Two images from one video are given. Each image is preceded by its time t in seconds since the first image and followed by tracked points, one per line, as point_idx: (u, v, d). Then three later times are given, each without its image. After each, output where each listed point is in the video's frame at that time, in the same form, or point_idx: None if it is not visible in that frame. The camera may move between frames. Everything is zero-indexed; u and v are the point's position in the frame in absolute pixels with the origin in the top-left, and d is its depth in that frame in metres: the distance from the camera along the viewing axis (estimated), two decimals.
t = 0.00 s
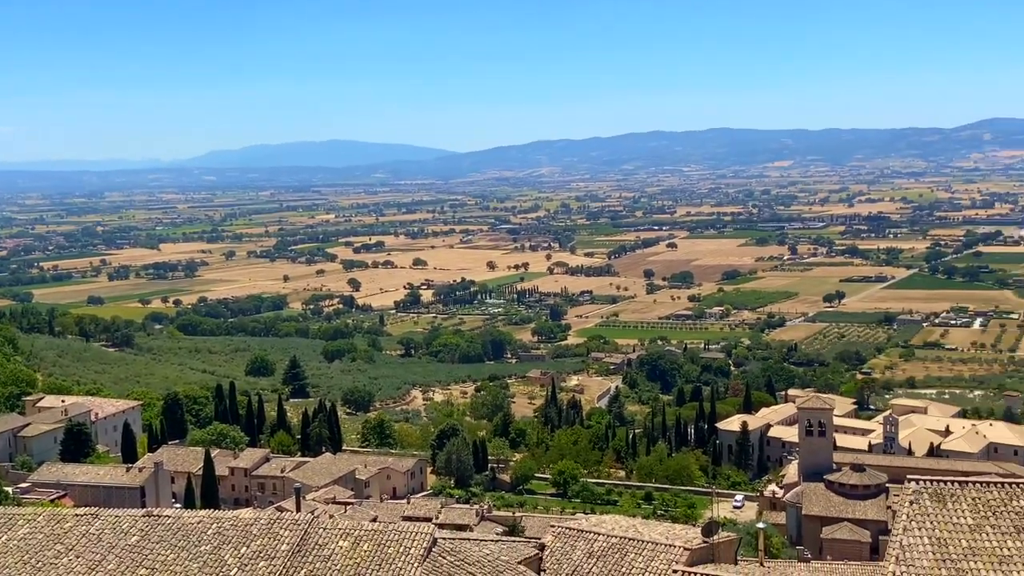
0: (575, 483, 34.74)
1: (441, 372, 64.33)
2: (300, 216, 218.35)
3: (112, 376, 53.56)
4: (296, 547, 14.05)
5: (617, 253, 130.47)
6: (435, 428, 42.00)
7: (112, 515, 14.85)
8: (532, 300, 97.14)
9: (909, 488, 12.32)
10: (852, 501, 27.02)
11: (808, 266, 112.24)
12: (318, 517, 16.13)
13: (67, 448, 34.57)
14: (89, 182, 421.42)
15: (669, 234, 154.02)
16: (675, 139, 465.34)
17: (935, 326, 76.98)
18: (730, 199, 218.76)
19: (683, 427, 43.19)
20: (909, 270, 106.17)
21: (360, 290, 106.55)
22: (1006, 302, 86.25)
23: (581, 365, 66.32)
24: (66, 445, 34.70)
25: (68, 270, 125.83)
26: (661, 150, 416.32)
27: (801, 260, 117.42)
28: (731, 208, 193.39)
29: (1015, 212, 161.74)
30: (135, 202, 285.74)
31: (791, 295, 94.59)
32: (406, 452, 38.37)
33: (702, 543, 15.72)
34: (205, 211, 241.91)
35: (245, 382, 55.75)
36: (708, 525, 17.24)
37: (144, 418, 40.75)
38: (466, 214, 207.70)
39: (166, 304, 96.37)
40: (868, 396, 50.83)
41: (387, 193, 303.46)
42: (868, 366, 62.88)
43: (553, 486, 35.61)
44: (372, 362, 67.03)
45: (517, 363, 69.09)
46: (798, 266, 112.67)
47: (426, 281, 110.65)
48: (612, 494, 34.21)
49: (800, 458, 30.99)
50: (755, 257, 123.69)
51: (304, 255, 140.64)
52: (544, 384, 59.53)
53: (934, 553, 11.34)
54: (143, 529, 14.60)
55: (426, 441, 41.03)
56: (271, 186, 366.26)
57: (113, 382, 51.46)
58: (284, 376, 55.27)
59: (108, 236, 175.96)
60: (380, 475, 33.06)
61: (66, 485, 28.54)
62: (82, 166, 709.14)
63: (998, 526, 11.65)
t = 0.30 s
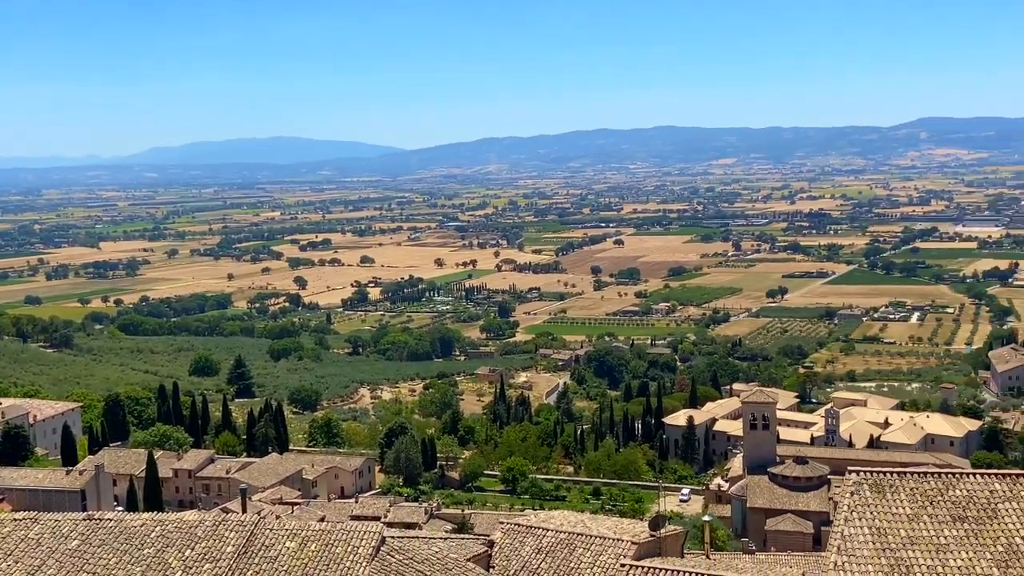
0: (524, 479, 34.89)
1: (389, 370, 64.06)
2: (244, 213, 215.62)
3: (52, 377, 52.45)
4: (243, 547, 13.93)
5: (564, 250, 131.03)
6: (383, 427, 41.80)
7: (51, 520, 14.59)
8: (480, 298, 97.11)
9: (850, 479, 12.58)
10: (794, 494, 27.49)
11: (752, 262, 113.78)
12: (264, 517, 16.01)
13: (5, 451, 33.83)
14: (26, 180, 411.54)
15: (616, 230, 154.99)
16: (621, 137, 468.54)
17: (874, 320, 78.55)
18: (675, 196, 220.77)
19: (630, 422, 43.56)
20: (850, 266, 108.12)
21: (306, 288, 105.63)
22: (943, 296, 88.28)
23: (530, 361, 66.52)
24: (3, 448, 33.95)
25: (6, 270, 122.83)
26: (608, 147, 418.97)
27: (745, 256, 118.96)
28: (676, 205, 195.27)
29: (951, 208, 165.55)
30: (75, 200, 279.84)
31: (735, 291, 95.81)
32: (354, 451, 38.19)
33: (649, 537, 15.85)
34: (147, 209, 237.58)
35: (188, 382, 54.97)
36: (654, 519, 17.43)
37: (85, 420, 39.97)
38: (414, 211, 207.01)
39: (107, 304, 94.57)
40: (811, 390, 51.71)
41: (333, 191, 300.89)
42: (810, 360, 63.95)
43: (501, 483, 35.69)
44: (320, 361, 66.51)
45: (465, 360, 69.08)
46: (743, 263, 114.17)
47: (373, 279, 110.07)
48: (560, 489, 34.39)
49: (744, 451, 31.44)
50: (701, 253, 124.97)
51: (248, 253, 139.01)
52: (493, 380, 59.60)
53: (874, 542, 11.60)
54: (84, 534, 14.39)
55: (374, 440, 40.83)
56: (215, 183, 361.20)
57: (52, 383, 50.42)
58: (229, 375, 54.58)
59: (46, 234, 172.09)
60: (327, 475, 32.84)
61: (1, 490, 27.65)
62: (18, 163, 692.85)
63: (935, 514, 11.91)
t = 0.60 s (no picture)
0: (469, 477, 34.88)
1: (333, 369, 63.54)
2: (183, 210, 212.13)
3: None
4: (183, 550, 13.69)
5: (508, 247, 131.19)
6: (326, 427, 41.42)
7: None
8: (424, 295, 96.78)
9: (789, 472, 12.78)
10: (736, 487, 27.85)
11: (694, 258, 115.05)
12: (206, 519, 15.76)
13: None
14: None
15: (559, 227, 155.63)
16: (564, 134, 470.36)
17: (813, 315, 79.96)
18: (618, 193, 222.32)
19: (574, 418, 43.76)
20: (789, 262, 109.95)
21: (248, 286, 104.30)
22: (878, 291, 90.23)
23: (474, 358, 66.48)
24: None
25: None
26: (551, 144, 420.46)
27: (687, 253, 120.22)
28: (619, 202, 196.59)
29: (886, 205, 169.21)
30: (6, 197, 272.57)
31: (678, 287, 96.79)
32: (297, 451, 37.83)
33: (594, 532, 15.90)
34: (82, 206, 232.47)
35: (126, 384, 53.96)
36: (598, 513, 17.52)
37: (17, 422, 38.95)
38: (357, 209, 205.66)
39: (41, 303, 92.30)
40: (751, 383, 52.50)
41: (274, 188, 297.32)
42: (751, 354, 64.87)
43: (447, 481, 35.63)
44: (261, 360, 65.78)
45: (409, 358, 68.80)
46: (685, 259, 115.36)
47: (316, 276, 109.07)
48: (506, 487, 34.40)
49: (687, 445, 31.76)
50: (643, 249, 126.03)
51: (188, 251, 136.74)
52: (437, 378, 59.45)
53: (812, 534, 11.80)
54: (18, 540, 14.04)
55: (317, 439, 40.44)
56: (153, 179, 354.68)
57: None
58: (168, 376, 53.64)
59: None
60: (270, 475, 32.43)
61: None
62: None
63: (871, 505, 12.13)
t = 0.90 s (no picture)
0: (417, 476, 34.79)
1: (278, 369, 62.87)
2: (123, 209, 208.29)
3: None
4: (125, 555, 13.46)
5: (456, 245, 130.88)
6: (272, 427, 40.98)
7: None
8: (371, 294, 96.15)
9: (734, 467, 12.98)
10: (682, 482, 28.14)
11: (640, 256, 115.89)
12: (148, 523, 15.51)
13: None
14: None
15: (506, 225, 155.62)
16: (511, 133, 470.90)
17: (757, 311, 81.05)
18: (564, 191, 223.14)
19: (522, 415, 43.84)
20: (733, 259, 111.28)
21: (191, 286, 102.74)
22: (820, 287, 91.71)
23: (422, 357, 66.24)
24: None
25: None
26: (498, 142, 420.62)
27: (633, 250, 121.03)
28: (566, 200, 197.35)
29: (827, 203, 172.08)
30: None
31: (625, 285, 97.38)
32: (242, 452, 37.39)
33: (543, 528, 15.93)
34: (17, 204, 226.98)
35: (65, 385, 52.81)
36: (546, 511, 17.55)
37: None
38: (302, 207, 203.69)
39: None
40: (697, 379, 53.08)
41: (217, 186, 293.31)
42: (696, 351, 65.54)
43: (395, 480, 35.47)
44: (205, 361, 64.86)
45: (356, 357, 68.33)
46: (631, 256, 116.13)
47: (261, 276, 107.78)
48: (454, 485, 34.32)
49: (634, 441, 32.01)
50: (590, 247, 126.67)
51: (129, 250, 134.21)
52: (385, 377, 59.13)
53: (756, 526, 11.99)
54: None
55: (263, 440, 40.00)
56: (92, 177, 347.58)
57: None
58: (109, 377, 52.61)
59: None
60: (214, 477, 32.01)
61: None
62: None
63: (814, 497, 12.35)
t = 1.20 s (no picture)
0: (353, 476, 34.61)
1: (210, 370, 61.89)
2: (48, 208, 202.85)
3: None
4: (52, 561, 13.19)
5: (391, 245, 130.27)
6: (205, 429, 40.37)
7: None
8: (305, 294, 95.17)
9: (667, 462, 13.20)
10: (618, 478, 28.43)
11: (576, 254, 116.70)
12: (76, 527, 15.16)
13: None
14: None
15: (442, 224, 155.45)
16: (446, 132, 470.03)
17: (690, 309, 82.20)
18: (499, 190, 223.50)
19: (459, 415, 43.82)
20: (667, 257, 112.72)
21: (121, 286, 100.56)
22: (751, 285, 93.39)
23: (357, 357, 65.84)
24: None
25: None
26: (433, 141, 419.62)
27: (568, 249, 121.81)
28: (501, 199, 197.78)
29: (757, 202, 175.14)
30: None
31: (561, 283, 97.94)
32: (174, 455, 36.79)
33: (479, 526, 15.95)
34: None
35: None
36: (483, 509, 17.59)
37: None
38: (234, 205, 200.85)
39: None
40: (632, 377, 53.64)
41: (147, 184, 287.43)
42: (631, 348, 66.24)
43: (330, 481, 35.21)
44: (135, 362, 63.57)
45: (291, 357, 67.60)
46: (566, 255, 116.90)
47: (192, 276, 105.93)
48: (391, 485, 34.17)
49: (571, 439, 32.25)
50: (525, 246, 127.07)
51: (55, 250, 130.80)
52: (320, 377, 58.63)
53: (690, 520, 12.22)
54: None
55: (195, 442, 39.37)
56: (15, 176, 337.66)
57: None
58: (34, 381, 51.26)
59: None
60: (146, 480, 31.42)
61: None
62: None
63: (745, 491, 12.61)
